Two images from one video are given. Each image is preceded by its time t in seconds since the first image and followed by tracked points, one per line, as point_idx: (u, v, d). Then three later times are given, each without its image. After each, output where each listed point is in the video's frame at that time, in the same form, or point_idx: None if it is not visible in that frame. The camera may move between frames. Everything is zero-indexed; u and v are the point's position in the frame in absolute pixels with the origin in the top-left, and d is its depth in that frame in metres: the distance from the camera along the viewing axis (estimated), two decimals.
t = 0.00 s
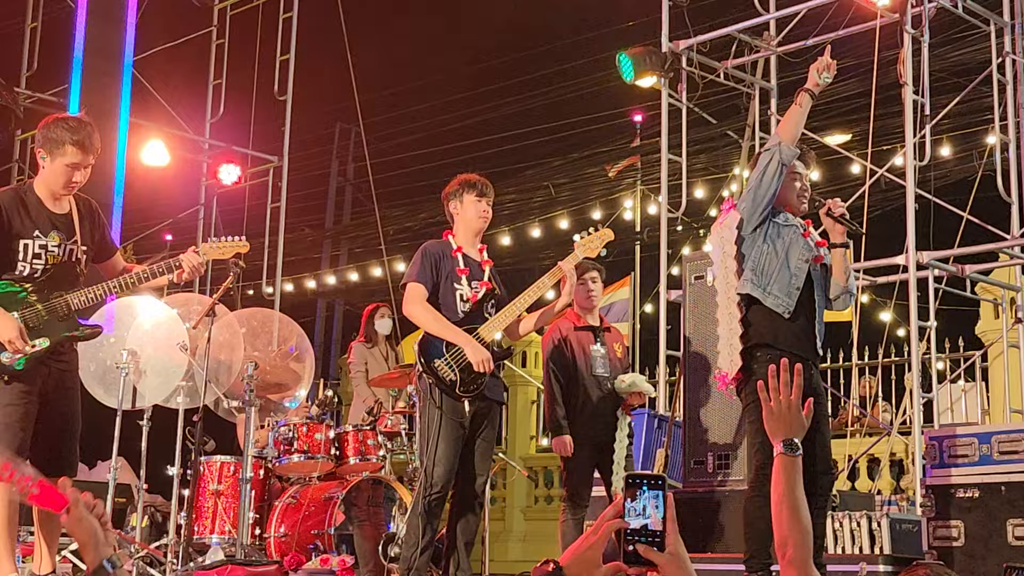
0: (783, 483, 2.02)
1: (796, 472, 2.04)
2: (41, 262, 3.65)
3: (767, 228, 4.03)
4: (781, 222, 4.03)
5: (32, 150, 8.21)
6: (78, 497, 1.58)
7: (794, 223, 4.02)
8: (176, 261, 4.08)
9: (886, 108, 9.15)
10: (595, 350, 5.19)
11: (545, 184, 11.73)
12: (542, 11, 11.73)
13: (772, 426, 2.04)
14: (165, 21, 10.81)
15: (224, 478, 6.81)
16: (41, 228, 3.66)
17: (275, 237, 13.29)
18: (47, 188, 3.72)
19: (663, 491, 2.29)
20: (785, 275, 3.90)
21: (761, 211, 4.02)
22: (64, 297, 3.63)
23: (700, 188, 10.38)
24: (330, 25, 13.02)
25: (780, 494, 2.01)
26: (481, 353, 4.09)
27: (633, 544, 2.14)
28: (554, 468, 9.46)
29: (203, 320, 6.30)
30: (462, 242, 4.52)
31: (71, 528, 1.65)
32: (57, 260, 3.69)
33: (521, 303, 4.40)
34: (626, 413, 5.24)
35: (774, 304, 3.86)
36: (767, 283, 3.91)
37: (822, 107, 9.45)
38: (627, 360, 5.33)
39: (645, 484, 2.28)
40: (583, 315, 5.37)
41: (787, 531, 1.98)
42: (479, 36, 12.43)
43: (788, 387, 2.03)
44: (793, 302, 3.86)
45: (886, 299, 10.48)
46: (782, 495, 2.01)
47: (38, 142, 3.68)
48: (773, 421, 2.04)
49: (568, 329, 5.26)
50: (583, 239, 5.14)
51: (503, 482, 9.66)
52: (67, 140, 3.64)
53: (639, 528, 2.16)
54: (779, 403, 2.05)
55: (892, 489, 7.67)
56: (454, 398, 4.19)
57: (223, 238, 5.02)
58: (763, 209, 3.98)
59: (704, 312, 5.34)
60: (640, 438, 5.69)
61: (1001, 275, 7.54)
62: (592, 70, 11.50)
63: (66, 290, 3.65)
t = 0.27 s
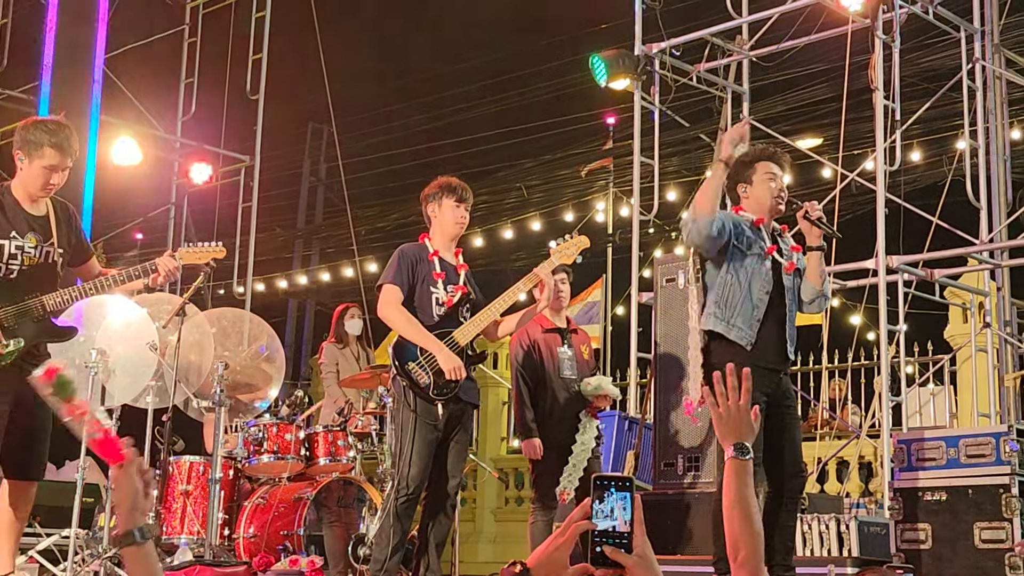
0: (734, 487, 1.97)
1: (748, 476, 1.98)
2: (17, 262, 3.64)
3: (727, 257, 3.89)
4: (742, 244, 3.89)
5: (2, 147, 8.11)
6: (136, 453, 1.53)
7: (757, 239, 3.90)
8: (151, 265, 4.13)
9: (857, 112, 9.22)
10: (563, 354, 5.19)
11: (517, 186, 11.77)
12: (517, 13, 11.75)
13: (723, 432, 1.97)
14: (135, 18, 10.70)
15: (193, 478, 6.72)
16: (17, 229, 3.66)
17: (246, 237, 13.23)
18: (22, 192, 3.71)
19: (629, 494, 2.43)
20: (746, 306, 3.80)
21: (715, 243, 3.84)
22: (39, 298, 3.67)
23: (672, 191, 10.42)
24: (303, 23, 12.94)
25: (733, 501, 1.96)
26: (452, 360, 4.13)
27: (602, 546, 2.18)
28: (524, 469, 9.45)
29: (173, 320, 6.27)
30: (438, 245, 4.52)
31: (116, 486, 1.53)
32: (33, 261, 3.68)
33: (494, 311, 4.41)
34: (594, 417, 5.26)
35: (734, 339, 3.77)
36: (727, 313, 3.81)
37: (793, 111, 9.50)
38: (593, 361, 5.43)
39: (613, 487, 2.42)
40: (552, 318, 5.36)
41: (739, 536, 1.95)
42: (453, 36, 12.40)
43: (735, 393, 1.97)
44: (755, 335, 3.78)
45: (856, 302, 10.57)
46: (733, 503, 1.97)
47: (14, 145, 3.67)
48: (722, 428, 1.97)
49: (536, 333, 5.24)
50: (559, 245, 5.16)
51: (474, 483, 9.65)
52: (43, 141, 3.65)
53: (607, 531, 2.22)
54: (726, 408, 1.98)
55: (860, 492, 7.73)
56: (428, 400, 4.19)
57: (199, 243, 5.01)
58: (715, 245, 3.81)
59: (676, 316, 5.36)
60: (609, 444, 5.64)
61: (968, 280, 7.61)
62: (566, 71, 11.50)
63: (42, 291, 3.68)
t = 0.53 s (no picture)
0: (694, 496, 2.03)
1: (709, 485, 2.03)
2: (5, 264, 3.61)
3: (707, 276, 3.90)
4: (719, 256, 3.89)
5: None
6: (122, 500, 1.58)
7: (735, 246, 3.91)
8: (138, 270, 4.25)
9: (836, 113, 9.26)
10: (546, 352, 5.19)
11: (497, 185, 11.88)
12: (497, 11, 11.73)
13: (683, 444, 2.01)
14: (112, 13, 10.60)
15: (171, 475, 6.69)
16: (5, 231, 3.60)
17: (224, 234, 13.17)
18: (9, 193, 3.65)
19: (610, 491, 2.38)
20: (735, 316, 3.80)
21: (687, 278, 3.82)
22: (27, 301, 3.68)
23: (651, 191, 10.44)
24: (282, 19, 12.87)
25: (694, 511, 2.02)
26: (435, 359, 4.08)
27: (580, 545, 2.20)
28: (502, 467, 9.45)
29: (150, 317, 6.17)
30: (422, 243, 4.50)
31: (106, 532, 1.59)
32: (21, 264, 3.66)
33: (477, 311, 4.38)
34: (577, 415, 5.28)
35: (727, 354, 3.75)
36: (716, 328, 3.79)
37: (773, 111, 9.53)
38: (577, 361, 5.41)
39: (593, 484, 2.37)
40: (535, 317, 5.34)
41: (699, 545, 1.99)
42: (433, 34, 12.36)
43: (695, 403, 2.01)
44: (748, 347, 3.78)
45: (833, 302, 10.62)
46: (693, 513, 2.02)
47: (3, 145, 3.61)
48: (683, 437, 2.01)
49: (519, 332, 5.23)
50: (544, 243, 5.11)
51: (451, 481, 9.64)
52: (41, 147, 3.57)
53: (586, 531, 2.24)
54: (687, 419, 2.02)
55: (836, 491, 7.77)
56: (409, 399, 4.17)
57: (183, 248, 5.12)
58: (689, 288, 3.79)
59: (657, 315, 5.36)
60: (591, 438, 5.76)
61: (945, 281, 7.66)
62: (546, 70, 11.49)
63: (29, 292, 3.70)
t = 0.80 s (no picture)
0: (677, 488, 2.05)
1: (692, 479, 2.05)
2: None
3: (691, 273, 3.88)
4: (699, 255, 3.88)
5: None
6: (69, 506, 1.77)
7: (713, 244, 3.90)
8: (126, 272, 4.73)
9: (819, 112, 9.29)
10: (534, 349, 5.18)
11: (479, 181, 11.70)
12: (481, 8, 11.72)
13: (670, 434, 2.09)
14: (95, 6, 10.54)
15: (152, 471, 6.55)
16: None
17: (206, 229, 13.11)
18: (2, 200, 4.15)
19: (593, 489, 2.36)
20: (715, 315, 3.80)
21: (672, 281, 3.82)
22: (19, 298, 4.17)
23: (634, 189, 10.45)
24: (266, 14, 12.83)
25: (674, 502, 2.04)
26: (417, 355, 4.07)
27: (562, 541, 2.18)
28: (484, 464, 9.44)
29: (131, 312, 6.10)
30: (411, 241, 4.48)
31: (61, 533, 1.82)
32: (11, 263, 4.16)
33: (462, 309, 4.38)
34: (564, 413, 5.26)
35: (706, 354, 3.75)
36: (696, 328, 3.79)
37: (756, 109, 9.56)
38: (564, 358, 5.39)
39: (574, 482, 2.35)
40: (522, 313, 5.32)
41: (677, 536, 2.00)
42: (417, 30, 12.35)
43: (684, 396, 2.10)
44: (729, 345, 3.77)
45: (815, 301, 10.66)
46: (673, 504, 2.04)
47: None
48: (672, 428, 2.09)
49: (506, 328, 5.22)
50: (533, 243, 5.26)
51: (433, 478, 9.63)
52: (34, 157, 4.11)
53: (566, 526, 2.21)
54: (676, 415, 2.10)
55: (818, 489, 7.79)
56: (393, 395, 4.15)
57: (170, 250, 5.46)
58: (673, 292, 3.79)
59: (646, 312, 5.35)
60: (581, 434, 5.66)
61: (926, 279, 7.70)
62: (530, 67, 11.49)
63: (23, 291, 4.19)
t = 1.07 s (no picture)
0: (671, 483, 2.05)
1: (687, 475, 2.05)
2: None
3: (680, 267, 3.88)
4: (688, 250, 3.88)
5: None
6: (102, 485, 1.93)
7: (701, 240, 3.90)
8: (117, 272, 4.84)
9: (806, 109, 9.31)
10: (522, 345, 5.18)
11: (467, 176, 11.72)
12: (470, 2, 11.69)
13: (666, 429, 2.10)
14: None
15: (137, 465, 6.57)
16: None
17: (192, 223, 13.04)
18: None
19: (578, 484, 2.35)
20: (704, 310, 3.81)
21: (664, 276, 3.81)
22: (9, 297, 4.28)
23: (622, 184, 10.45)
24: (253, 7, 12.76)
25: (667, 497, 2.04)
26: (400, 350, 4.05)
27: (548, 535, 2.19)
28: (471, 460, 9.42)
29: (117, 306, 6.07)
30: (402, 237, 4.47)
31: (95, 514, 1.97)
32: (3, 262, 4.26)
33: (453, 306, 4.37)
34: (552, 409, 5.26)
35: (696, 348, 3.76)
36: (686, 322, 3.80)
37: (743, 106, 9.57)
38: (552, 353, 5.39)
39: (560, 476, 2.35)
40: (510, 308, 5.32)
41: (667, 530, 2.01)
42: (405, 24, 12.31)
43: (683, 394, 2.12)
44: (719, 339, 3.79)
45: (802, 297, 10.68)
46: (668, 498, 2.04)
47: None
48: (668, 424, 2.10)
49: (494, 323, 5.22)
50: (530, 245, 5.18)
51: (419, 473, 9.61)
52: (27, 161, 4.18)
53: (554, 520, 2.22)
54: (676, 411, 2.12)
55: (803, 485, 7.81)
56: (377, 388, 4.14)
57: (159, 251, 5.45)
58: (665, 287, 3.78)
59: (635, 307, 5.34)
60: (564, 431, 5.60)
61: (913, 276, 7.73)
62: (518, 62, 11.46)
63: (13, 290, 4.31)
